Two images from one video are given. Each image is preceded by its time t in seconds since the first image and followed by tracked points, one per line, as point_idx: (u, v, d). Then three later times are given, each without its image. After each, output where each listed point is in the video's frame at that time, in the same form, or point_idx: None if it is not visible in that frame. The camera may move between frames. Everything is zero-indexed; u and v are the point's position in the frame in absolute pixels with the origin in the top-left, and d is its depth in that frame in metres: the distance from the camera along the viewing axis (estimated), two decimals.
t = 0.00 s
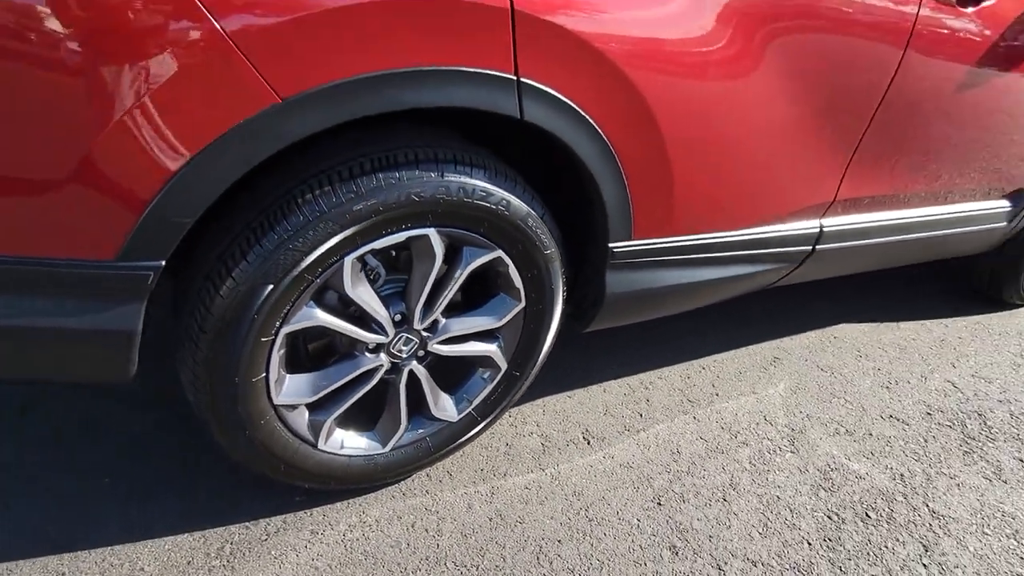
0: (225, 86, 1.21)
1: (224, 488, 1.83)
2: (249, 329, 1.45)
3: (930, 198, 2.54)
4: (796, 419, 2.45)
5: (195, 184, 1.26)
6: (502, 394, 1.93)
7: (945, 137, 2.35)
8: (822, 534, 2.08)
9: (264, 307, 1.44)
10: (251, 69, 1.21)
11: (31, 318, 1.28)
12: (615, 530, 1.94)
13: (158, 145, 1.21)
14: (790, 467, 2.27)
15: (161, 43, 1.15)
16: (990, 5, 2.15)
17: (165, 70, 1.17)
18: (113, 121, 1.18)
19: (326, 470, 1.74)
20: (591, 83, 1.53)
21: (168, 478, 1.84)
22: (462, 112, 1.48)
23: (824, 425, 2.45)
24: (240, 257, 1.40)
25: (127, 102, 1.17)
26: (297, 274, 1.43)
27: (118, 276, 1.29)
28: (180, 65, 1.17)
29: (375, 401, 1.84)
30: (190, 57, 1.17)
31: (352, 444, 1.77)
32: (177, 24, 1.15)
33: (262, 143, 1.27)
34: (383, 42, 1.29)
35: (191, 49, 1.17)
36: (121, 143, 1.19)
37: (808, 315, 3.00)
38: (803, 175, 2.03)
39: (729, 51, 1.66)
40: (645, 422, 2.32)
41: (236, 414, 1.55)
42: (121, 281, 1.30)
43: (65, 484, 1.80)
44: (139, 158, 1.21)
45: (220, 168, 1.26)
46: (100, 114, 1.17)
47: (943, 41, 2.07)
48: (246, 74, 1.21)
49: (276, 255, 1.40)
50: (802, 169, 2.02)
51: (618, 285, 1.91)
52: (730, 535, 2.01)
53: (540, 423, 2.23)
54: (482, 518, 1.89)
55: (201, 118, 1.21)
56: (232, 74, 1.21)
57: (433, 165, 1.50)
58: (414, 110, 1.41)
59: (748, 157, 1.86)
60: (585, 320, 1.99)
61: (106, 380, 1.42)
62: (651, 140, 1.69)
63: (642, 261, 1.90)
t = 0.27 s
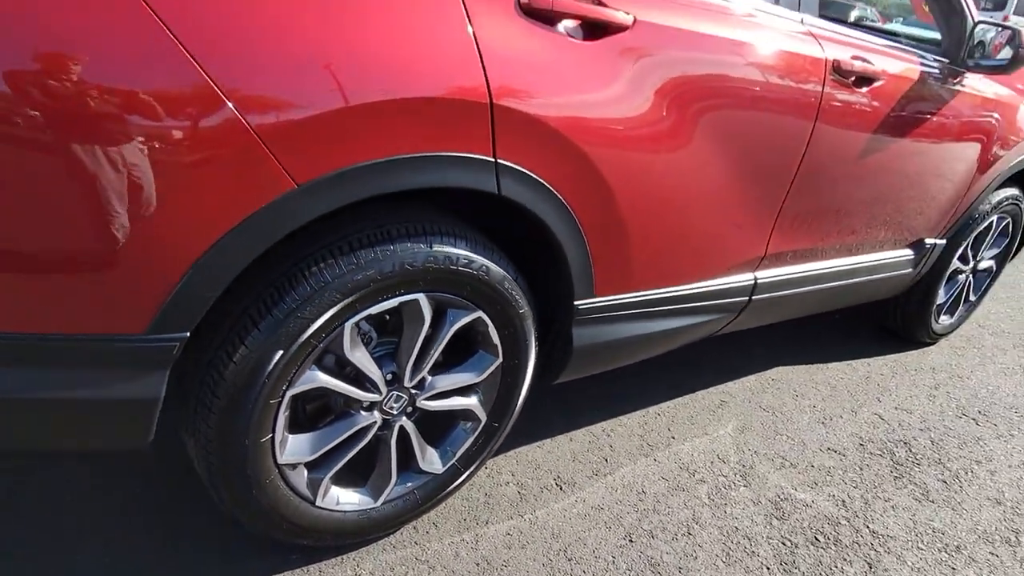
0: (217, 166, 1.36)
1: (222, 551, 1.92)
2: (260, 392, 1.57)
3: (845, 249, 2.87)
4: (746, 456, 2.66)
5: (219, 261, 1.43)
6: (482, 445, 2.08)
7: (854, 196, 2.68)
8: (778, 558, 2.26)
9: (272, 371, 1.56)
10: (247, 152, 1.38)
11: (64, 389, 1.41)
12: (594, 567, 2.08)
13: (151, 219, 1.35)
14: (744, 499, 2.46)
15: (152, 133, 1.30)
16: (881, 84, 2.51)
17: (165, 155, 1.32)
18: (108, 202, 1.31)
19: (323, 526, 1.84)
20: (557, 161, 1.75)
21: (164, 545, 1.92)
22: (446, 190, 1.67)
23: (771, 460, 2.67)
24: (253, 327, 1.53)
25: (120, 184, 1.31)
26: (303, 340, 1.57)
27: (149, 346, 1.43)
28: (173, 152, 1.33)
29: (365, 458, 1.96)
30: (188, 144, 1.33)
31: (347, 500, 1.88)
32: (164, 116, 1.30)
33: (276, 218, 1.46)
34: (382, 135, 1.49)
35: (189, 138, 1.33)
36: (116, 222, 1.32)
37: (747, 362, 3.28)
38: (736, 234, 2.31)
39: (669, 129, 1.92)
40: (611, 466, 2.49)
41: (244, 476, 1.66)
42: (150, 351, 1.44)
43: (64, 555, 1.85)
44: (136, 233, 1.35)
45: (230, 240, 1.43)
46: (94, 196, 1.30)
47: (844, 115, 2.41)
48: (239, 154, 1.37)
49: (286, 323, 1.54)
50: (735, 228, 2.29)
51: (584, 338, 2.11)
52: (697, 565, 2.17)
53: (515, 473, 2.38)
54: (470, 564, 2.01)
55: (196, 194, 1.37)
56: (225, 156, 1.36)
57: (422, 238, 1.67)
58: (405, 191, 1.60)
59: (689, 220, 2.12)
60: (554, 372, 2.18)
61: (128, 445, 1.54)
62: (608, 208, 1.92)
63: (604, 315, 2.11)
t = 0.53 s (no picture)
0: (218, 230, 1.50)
1: None
2: (290, 430, 1.73)
3: (801, 286, 3.15)
4: (724, 481, 2.86)
5: (261, 311, 1.59)
6: (484, 477, 2.25)
7: (806, 238, 2.97)
8: (760, 571, 2.44)
9: (302, 410, 1.73)
10: (245, 220, 1.52)
11: (118, 429, 1.55)
12: None
13: (157, 273, 1.48)
14: (725, 520, 2.65)
15: (157, 197, 1.44)
16: (821, 138, 2.83)
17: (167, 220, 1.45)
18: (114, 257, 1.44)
19: (344, 557, 1.98)
20: (547, 216, 1.98)
21: None
22: (452, 243, 1.88)
23: (747, 484, 2.88)
24: (285, 371, 1.70)
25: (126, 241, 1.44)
26: (329, 380, 1.75)
27: (198, 388, 1.58)
28: (180, 213, 1.46)
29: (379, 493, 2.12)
30: (188, 211, 1.46)
31: (365, 532, 2.03)
32: (167, 183, 1.44)
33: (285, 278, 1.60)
34: (408, 198, 1.71)
35: (189, 206, 1.46)
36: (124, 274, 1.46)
37: (719, 395, 3.51)
38: (703, 275, 2.56)
39: (641, 183, 2.17)
40: (601, 495, 2.67)
41: (273, 510, 1.80)
42: (200, 394, 1.59)
43: None
44: (151, 285, 1.48)
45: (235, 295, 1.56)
46: (102, 252, 1.43)
47: (791, 166, 2.71)
48: (237, 222, 1.51)
49: (314, 366, 1.71)
50: (701, 269, 2.55)
51: (573, 373, 2.32)
52: None
53: (512, 505, 2.54)
54: None
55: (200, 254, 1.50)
56: (226, 221, 1.50)
57: (431, 285, 1.87)
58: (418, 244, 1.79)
59: (661, 263, 2.37)
60: (546, 406, 2.38)
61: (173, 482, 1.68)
62: (591, 253, 2.15)
63: (591, 351, 2.32)
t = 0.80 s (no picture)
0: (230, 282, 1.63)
1: None
2: (317, 462, 1.90)
3: (772, 316, 3.38)
4: (711, 503, 3.05)
5: (297, 353, 1.77)
6: (490, 503, 2.43)
7: (773, 272, 3.22)
8: None
9: (327, 444, 1.91)
10: (256, 275, 1.65)
11: (165, 469, 1.70)
12: None
13: (172, 319, 1.60)
14: (714, 538, 2.84)
15: (173, 251, 1.57)
16: (782, 180, 3.11)
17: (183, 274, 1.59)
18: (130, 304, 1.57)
19: None
20: (540, 261, 2.21)
21: None
22: (457, 288, 2.09)
23: (733, 504, 3.07)
24: (312, 409, 1.88)
25: (142, 291, 1.57)
26: (351, 415, 1.93)
27: (242, 424, 1.74)
28: (195, 265, 1.59)
29: (393, 522, 2.28)
30: (199, 265, 1.59)
31: (383, 557, 2.20)
32: (184, 238, 1.57)
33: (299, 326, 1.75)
34: (421, 249, 1.91)
35: (201, 260, 1.59)
36: (140, 319, 1.58)
37: (703, 423, 3.71)
38: (681, 309, 2.80)
39: (620, 227, 2.42)
40: (597, 519, 2.84)
41: (301, 537, 1.96)
42: (242, 429, 1.75)
43: None
44: (170, 329, 1.61)
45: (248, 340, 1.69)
46: (119, 298, 1.56)
47: (755, 207, 2.97)
48: (247, 275, 1.64)
49: (338, 402, 1.90)
50: (679, 304, 2.78)
51: (568, 403, 2.52)
52: None
53: (515, 531, 2.70)
54: None
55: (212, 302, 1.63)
56: (237, 273, 1.63)
57: (438, 326, 2.08)
58: (429, 290, 2.00)
59: (643, 299, 2.60)
60: (543, 434, 2.58)
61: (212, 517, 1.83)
62: (581, 292, 2.37)
63: (583, 382, 2.53)
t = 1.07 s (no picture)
0: (241, 326, 1.79)
1: None
2: (337, 493, 2.06)
3: (747, 349, 3.61)
4: (700, 527, 3.22)
5: (318, 393, 1.95)
6: (493, 531, 2.58)
7: (746, 307, 3.46)
8: None
9: (347, 476, 2.07)
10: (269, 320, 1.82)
11: (199, 502, 1.85)
12: None
13: (186, 360, 1.76)
14: (704, 560, 3.00)
15: (186, 298, 1.72)
16: (750, 222, 3.37)
17: (195, 319, 1.74)
18: (148, 347, 1.72)
19: None
20: (533, 302, 2.42)
21: None
22: (459, 330, 2.28)
23: (720, 527, 3.24)
24: (332, 443, 2.04)
25: (158, 335, 1.72)
26: (367, 449, 2.10)
27: (269, 459, 1.91)
28: (207, 311, 1.75)
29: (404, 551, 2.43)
30: (211, 311, 1.75)
31: None
32: (195, 286, 1.73)
33: (307, 368, 1.91)
34: (426, 296, 2.11)
35: (214, 307, 1.75)
36: (157, 361, 1.73)
37: (688, 453, 3.89)
38: (662, 344, 3.01)
39: (603, 269, 2.64)
40: (593, 546, 2.99)
41: (322, 565, 2.11)
42: (269, 463, 1.92)
43: None
44: (184, 368, 1.76)
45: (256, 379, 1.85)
46: (137, 343, 1.71)
47: (726, 247, 3.22)
48: (259, 320, 1.81)
49: (355, 437, 2.07)
50: (661, 340, 2.99)
51: (563, 434, 2.70)
52: None
53: (516, 559, 2.85)
54: None
55: (224, 345, 1.79)
56: (245, 318, 1.79)
57: (443, 365, 2.26)
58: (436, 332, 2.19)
59: (627, 336, 2.81)
60: (540, 464, 2.76)
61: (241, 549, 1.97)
62: (571, 331, 2.58)
63: (576, 415, 2.72)
